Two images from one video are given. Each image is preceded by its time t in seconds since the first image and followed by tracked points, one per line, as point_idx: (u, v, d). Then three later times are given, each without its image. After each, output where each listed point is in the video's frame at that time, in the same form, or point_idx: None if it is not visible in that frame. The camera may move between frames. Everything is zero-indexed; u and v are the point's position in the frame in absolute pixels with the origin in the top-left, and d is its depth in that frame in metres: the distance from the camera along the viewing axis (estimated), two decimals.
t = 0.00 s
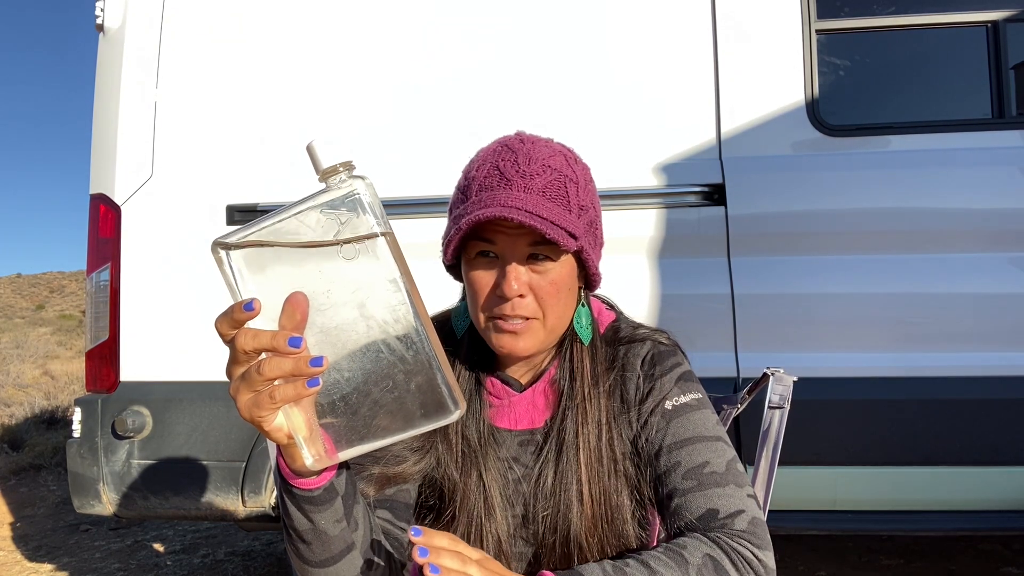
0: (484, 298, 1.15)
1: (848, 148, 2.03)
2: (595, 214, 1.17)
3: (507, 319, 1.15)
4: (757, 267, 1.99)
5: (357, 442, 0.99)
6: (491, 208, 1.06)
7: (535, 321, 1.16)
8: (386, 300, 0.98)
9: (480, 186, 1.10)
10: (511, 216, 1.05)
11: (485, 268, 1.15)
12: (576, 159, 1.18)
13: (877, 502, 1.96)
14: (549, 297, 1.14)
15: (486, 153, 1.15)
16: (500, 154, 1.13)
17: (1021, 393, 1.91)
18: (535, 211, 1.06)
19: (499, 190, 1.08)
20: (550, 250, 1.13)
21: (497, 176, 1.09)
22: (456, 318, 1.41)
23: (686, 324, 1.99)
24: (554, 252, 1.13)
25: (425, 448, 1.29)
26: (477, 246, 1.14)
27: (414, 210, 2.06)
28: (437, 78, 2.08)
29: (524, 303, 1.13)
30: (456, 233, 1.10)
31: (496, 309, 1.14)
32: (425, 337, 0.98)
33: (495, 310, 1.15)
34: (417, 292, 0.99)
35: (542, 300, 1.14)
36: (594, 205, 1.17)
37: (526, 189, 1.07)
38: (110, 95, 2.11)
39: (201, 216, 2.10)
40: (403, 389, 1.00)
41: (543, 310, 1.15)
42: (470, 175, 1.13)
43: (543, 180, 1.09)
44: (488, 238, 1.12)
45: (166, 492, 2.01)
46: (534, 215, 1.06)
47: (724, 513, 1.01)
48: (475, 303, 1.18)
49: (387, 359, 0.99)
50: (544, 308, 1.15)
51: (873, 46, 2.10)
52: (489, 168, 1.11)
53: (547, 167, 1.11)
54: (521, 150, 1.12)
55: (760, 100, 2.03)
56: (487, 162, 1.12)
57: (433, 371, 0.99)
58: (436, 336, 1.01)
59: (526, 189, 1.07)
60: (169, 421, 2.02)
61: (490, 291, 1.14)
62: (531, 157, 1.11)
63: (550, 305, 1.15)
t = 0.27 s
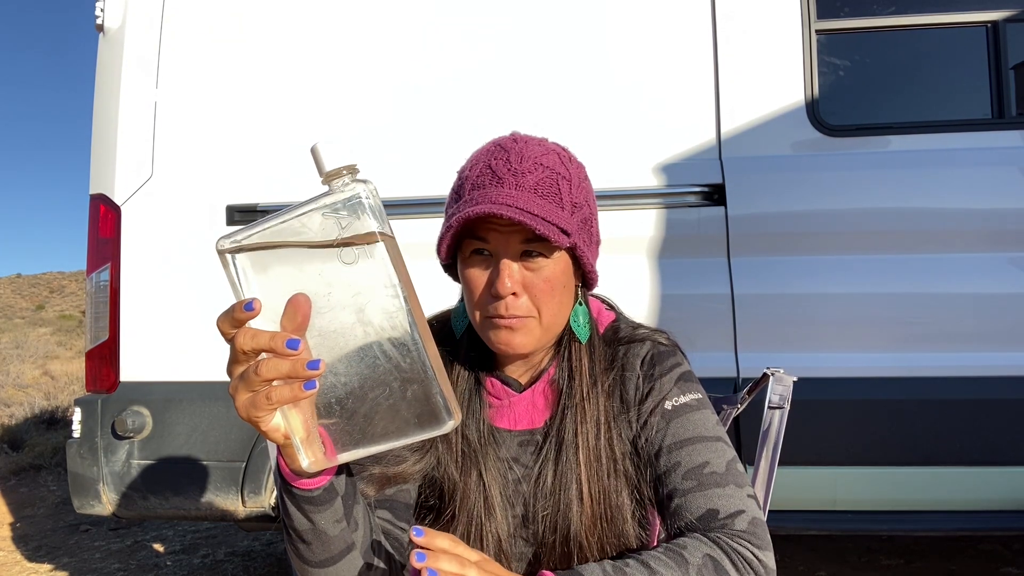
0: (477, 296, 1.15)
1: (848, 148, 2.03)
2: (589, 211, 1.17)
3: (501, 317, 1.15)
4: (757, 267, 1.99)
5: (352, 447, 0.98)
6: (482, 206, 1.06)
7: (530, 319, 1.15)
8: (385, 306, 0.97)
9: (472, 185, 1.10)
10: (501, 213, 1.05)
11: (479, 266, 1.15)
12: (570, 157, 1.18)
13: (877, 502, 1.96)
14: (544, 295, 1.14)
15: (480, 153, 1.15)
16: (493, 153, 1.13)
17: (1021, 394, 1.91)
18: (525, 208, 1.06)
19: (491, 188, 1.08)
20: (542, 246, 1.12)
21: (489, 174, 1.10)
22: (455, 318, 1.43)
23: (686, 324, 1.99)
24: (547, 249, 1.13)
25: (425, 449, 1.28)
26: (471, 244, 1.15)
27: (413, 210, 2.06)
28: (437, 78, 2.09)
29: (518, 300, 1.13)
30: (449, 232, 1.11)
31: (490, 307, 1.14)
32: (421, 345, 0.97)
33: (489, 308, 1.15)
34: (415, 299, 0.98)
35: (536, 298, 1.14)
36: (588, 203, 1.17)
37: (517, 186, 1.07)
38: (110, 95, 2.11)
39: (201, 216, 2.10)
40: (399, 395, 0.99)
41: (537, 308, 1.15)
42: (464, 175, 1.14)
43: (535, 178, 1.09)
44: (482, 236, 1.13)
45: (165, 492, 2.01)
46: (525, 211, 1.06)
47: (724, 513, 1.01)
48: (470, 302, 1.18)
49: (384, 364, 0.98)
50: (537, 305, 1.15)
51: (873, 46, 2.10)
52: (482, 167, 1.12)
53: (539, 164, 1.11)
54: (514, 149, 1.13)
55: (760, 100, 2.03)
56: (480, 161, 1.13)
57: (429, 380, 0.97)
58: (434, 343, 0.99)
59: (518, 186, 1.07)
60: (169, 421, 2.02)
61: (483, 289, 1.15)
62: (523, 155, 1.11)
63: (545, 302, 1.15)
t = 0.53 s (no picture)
0: (474, 295, 1.15)
1: (848, 148, 2.03)
2: (585, 210, 1.17)
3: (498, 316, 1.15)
4: (757, 268, 1.99)
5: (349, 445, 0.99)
6: (476, 205, 1.06)
7: (528, 317, 1.16)
8: (385, 305, 0.98)
9: (467, 185, 1.10)
10: (496, 212, 1.05)
11: (476, 266, 1.15)
12: (566, 156, 1.18)
13: (877, 502, 1.96)
14: (541, 293, 1.14)
15: (475, 153, 1.15)
16: (488, 153, 1.13)
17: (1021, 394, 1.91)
18: (520, 207, 1.06)
19: (485, 187, 1.08)
20: (538, 244, 1.12)
21: (483, 174, 1.10)
22: (454, 319, 1.43)
23: (686, 324, 1.99)
24: (543, 247, 1.13)
25: (425, 449, 1.27)
26: (467, 244, 1.15)
27: (413, 210, 2.06)
28: (437, 78, 2.09)
29: (515, 298, 1.13)
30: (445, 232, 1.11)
31: (488, 306, 1.14)
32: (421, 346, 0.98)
33: (486, 307, 1.15)
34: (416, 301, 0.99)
35: (533, 296, 1.14)
36: (584, 201, 1.16)
37: (512, 186, 1.07)
38: (110, 95, 2.11)
39: (201, 216, 2.10)
40: (399, 395, 1.00)
41: (535, 306, 1.15)
42: (459, 175, 1.14)
43: (529, 176, 1.09)
44: (478, 235, 1.13)
45: (165, 492, 2.01)
46: (519, 210, 1.06)
47: (723, 513, 1.01)
48: (467, 301, 1.18)
49: (383, 362, 0.99)
50: (535, 303, 1.15)
51: (873, 46, 2.10)
52: (476, 167, 1.11)
53: (534, 163, 1.11)
54: (508, 149, 1.12)
55: (760, 100, 2.03)
56: (475, 161, 1.13)
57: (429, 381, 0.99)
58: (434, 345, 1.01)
59: (512, 185, 1.07)
60: (169, 421, 2.02)
61: (480, 288, 1.15)
62: (517, 154, 1.11)
63: (542, 300, 1.15)
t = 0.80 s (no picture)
0: (472, 305, 1.15)
1: (848, 148, 2.03)
2: (579, 212, 1.17)
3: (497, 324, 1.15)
4: (757, 268, 1.99)
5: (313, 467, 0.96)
6: (471, 216, 1.06)
7: (527, 323, 1.16)
8: (375, 334, 0.93)
9: (459, 194, 1.10)
10: (490, 223, 1.05)
11: (472, 275, 1.15)
12: (556, 158, 1.18)
13: (877, 502, 1.96)
14: (541, 298, 1.14)
15: (464, 160, 1.15)
16: (478, 160, 1.13)
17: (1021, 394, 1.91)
18: (513, 215, 1.06)
19: (478, 197, 1.08)
20: (534, 251, 1.12)
21: (475, 183, 1.10)
22: (454, 326, 1.43)
23: (687, 324, 1.99)
24: (538, 253, 1.12)
25: (426, 454, 1.29)
26: (461, 254, 1.15)
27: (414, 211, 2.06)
28: (437, 79, 2.08)
29: (514, 306, 1.13)
30: (439, 243, 1.11)
31: (487, 315, 1.14)
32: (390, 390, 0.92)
33: (485, 316, 1.15)
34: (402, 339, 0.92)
35: (532, 302, 1.14)
36: (577, 203, 1.17)
37: (505, 194, 1.07)
38: (110, 94, 2.11)
39: (201, 217, 2.10)
40: (360, 434, 0.94)
41: (535, 311, 1.15)
42: (450, 184, 1.14)
43: (522, 183, 1.09)
44: (473, 245, 1.12)
45: (166, 492, 2.01)
46: (514, 220, 1.06)
47: (724, 514, 1.01)
48: (464, 310, 1.17)
49: (355, 394, 0.94)
50: (534, 309, 1.15)
51: (872, 46, 2.10)
52: (467, 176, 1.11)
53: (525, 169, 1.11)
54: (498, 155, 1.12)
55: (760, 100, 2.03)
56: (466, 169, 1.13)
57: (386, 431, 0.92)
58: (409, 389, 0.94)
59: (505, 193, 1.07)
60: (169, 421, 2.02)
61: (478, 297, 1.15)
62: (508, 161, 1.11)
63: (542, 306, 1.15)
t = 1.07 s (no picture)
0: (473, 300, 1.15)
1: (848, 148, 2.03)
2: (581, 209, 1.17)
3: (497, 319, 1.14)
4: (757, 268, 1.99)
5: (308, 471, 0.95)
6: (474, 209, 1.06)
7: (527, 319, 1.15)
8: (377, 343, 0.93)
9: (462, 188, 1.10)
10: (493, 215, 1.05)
11: (473, 270, 1.15)
12: (558, 156, 1.18)
13: (877, 502, 1.96)
14: (541, 294, 1.14)
15: (467, 156, 1.15)
16: (481, 155, 1.13)
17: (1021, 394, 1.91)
18: (517, 209, 1.06)
19: (481, 190, 1.08)
20: (536, 246, 1.12)
21: (478, 177, 1.10)
22: (454, 325, 1.44)
23: (687, 324, 1.99)
24: (540, 248, 1.13)
25: (426, 455, 1.28)
26: (464, 249, 1.15)
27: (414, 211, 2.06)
28: (437, 78, 2.09)
29: (514, 301, 1.13)
30: (442, 237, 1.11)
31: (487, 310, 1.14)
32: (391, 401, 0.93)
33: (486, 311, 1.14)
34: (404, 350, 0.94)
35: (533, 298, 1.14)
36: (579, 200, 1.17)
37: (508, 188, 1.07)
38: (110, 94, 2.11)
39: (201, 217, 2.10)
40: (359, 442, 0.94)
41: (535, 308, 1.15)
42: (453, 179, 1.13)
43: (525, 178, 1.09)
44: (475, 239, 1.13)
45: (165, 493, 2.01)
46: (517, 213, 1.06)
47: (724, 514, 1.01)
48: (466, 306, 1.17)
49: (357, 403, 0.94)
50: (535, 305, 1.15)
51: (872, 46, 2.10)
52: (470, 170, 1.11)
53: (528, 164, 1.11)
54: (502, 150, 1.13)
55: (760, 100, 2.03)
56: (469, 164, 1.13)
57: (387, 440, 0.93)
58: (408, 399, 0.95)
59: (508, 187, 1.07)
60: (170, 421, 2.02)
61: (479, 292, 1.14)
62: (512, 156, 1.11)
63: (542, 301, 1.15)
